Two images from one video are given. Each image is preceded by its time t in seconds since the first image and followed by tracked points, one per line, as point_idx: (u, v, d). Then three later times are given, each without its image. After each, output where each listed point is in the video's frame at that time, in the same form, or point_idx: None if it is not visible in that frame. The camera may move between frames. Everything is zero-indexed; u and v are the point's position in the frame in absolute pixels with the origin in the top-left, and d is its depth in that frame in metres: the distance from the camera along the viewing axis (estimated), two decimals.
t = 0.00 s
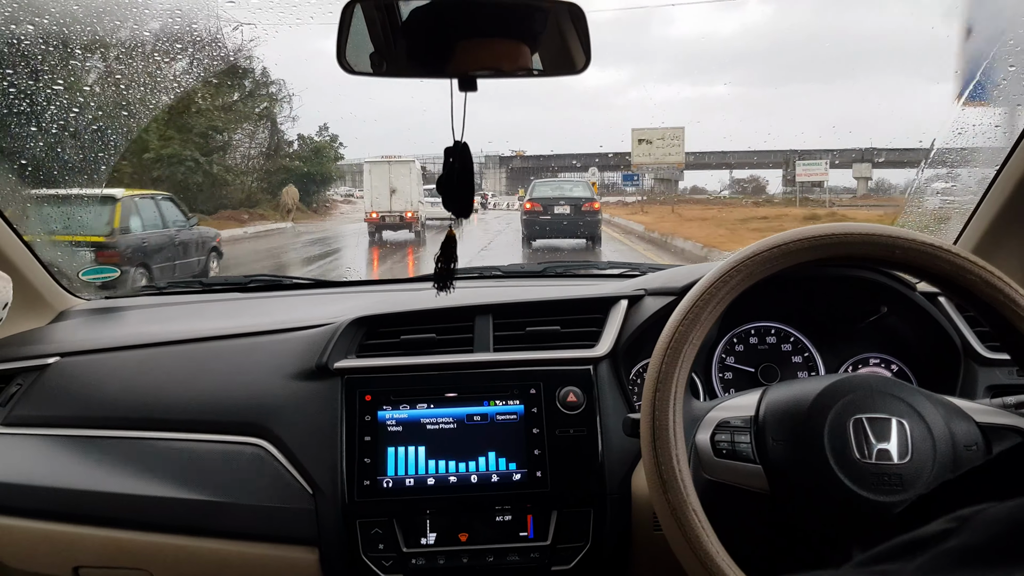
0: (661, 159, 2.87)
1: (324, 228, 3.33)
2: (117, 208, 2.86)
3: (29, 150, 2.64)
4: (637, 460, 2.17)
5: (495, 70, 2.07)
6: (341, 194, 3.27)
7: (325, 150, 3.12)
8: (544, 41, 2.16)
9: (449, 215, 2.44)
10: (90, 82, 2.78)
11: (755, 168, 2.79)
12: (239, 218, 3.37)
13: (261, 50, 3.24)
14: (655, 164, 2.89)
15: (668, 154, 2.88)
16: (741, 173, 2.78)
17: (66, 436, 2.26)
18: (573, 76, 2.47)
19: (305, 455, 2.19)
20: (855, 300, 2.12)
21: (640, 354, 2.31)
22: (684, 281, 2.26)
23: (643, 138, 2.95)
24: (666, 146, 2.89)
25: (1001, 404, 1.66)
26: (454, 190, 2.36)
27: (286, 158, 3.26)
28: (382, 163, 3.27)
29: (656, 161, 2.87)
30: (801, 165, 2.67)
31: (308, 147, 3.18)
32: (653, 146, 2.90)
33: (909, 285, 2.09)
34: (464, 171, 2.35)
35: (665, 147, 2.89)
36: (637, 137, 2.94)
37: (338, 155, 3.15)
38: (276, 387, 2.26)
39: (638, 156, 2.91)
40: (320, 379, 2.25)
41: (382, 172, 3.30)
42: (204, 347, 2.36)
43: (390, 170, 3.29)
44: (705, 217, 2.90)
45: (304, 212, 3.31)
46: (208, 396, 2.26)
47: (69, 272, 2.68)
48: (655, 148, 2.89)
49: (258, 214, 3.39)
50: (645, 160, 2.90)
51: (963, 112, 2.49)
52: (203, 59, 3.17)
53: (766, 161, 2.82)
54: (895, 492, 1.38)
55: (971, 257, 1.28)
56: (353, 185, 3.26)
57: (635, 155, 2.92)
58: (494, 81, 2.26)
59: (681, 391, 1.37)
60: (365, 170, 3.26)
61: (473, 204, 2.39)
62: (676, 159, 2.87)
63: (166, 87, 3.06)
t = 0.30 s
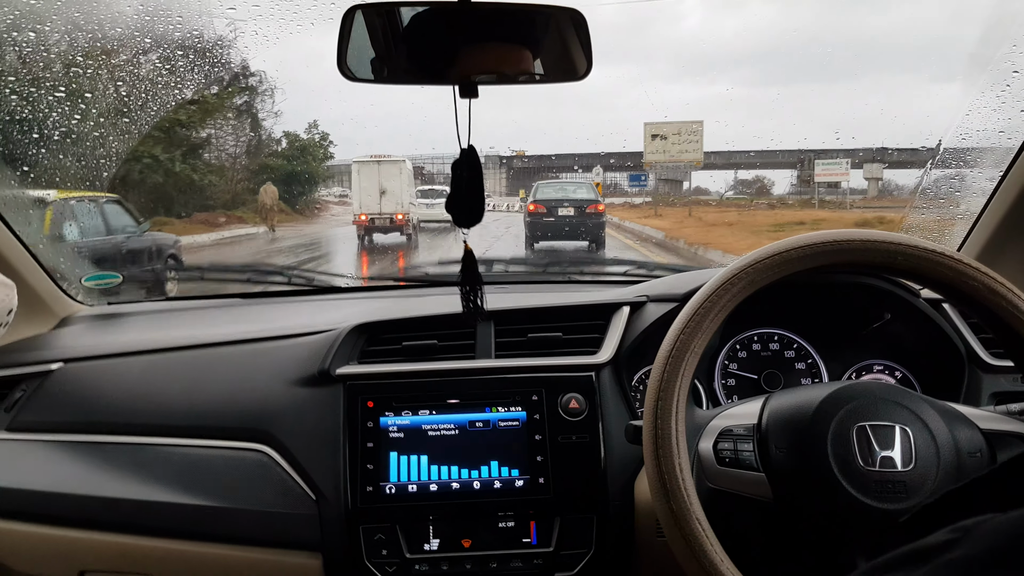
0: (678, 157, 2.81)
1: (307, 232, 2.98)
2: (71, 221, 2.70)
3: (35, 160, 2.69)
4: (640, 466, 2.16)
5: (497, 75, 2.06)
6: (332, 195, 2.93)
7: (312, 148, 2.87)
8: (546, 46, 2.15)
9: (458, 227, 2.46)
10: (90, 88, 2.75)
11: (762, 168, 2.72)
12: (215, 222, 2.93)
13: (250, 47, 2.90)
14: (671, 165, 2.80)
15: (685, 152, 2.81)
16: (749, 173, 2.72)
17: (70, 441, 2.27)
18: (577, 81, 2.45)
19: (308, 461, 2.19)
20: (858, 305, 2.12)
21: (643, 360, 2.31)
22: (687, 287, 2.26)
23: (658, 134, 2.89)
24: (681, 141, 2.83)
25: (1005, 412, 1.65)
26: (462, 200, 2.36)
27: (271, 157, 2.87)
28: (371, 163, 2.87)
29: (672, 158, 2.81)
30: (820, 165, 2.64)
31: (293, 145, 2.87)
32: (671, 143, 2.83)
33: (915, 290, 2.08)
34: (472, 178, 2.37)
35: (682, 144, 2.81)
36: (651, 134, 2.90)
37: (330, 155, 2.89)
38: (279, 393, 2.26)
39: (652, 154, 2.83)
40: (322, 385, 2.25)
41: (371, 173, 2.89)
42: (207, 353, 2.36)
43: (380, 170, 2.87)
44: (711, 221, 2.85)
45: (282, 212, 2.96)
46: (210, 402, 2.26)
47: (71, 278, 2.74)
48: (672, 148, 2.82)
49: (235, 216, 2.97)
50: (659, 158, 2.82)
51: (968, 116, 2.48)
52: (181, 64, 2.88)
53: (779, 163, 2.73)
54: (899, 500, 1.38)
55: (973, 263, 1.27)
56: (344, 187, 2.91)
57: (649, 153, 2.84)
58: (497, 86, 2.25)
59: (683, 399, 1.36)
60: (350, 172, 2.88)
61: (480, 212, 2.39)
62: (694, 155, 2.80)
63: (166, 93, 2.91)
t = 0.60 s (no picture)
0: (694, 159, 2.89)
1: (296, 233, 3.21)
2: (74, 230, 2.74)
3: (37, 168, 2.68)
4: (643, 470, 2.16)
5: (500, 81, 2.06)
6: (326, 193, 3.10)
7: (301, 145, 3.09)
8: (548, 51, 2.15)
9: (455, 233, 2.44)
10: (93, 96, 2.70)
11: (770, 168, 2.78)
12: (184, 224, 3.09)
13: (251, 53, 2.92)
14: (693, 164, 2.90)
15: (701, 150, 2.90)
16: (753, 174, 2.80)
17: (73, 448, 2.27)
18: (579, 87, 2.45)
19: (311, 466, 2.20)
20: (862, 307, 2.13)
21: (647, 363, 2.30)
22: (690, 291, 2.26)
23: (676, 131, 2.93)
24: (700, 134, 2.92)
25: (1008, 414, 1.64)
26: (460, 203, 2.35)
27: (255, 155, 3.15)
28: (360, 160, 2.98)
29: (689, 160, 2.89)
30: (842, 164, 2.74)
31: (281, 142, 3.10)
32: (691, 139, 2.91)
33: (918, 293, 2.09)
34: (471, 182, 2.36)
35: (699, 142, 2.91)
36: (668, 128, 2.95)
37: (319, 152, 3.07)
38: (282, 398, 2.26)
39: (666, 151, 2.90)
40: (325, 391, 2.25)
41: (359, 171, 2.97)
42: (209, 358, 2.36)
43: (369, 169, 2.95)
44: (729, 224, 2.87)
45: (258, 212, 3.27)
46: (213, 409, 2.26)
47: (76, 286, 2.75)
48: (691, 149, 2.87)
49: (210, 219, 3.19)
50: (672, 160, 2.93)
51: (970, 118, 2.48)
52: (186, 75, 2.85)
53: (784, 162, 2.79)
54: (903, 502, 1.38)
55: (980, 267, 1.26)
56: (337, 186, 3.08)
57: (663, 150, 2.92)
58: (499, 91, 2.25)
59: (685, 403, 1.36)
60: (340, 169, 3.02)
61: (478, 217, 2.38)
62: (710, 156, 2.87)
63: (168, 101, 2.87)
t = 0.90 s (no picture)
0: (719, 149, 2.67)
1: (280, 235, 3.15)
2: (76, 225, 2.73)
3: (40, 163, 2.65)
4: (646, 466, 2.17)
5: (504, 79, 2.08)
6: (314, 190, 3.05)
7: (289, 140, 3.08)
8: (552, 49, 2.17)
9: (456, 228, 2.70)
10: (97, 92, 2.70)
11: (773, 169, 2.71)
12: (154, 226, 2.96)
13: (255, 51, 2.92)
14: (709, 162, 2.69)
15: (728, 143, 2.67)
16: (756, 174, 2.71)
17: (75, 444, 2.27)
18: (582, 84, 2.46)
19: (314, 463, 2.20)
20: (863, 305, 2.14)
21: (650, 360, 2.31)
22: (692, 288, 2.27)
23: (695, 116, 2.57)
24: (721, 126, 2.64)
25: (1010, 409, 1.66)
26: (462, 202, 2.59)
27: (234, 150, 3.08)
28: (348, 159, 2.91)
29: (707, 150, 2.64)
30: (860, 164, 2.61)
31: (265, 136, 3.08)
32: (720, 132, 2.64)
33: (919, 291, 2.10)
34: (472, 180, 2.60)
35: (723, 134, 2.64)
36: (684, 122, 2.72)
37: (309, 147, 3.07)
38: (285, 395, 2.27)
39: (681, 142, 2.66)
40: (329, 387, 2.26)
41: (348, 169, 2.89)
42: (212, 355, 2.37)
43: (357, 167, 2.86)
44: (758, 229, 2.74)
45: (234, 212, 3.18)
46: (216, 405, 2.27)
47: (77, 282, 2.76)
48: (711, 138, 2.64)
49: (181, 220, 3.04)
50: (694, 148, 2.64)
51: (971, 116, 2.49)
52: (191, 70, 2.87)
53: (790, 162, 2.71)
54: (906, 498, 1.38)
55: (981, 263, 1.28)
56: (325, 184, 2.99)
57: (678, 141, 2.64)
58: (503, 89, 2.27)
59: (690, 397, 1.37)
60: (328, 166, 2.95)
61: (480, 212, 2.65)
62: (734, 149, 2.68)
63: (173, 98, 2.89)
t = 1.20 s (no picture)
0: (744, 144, 2.72)
1: (257, 236, 3.16)
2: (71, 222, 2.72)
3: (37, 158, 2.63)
4: (646, 467, 2.16)
5: (506, 78, 2.08)
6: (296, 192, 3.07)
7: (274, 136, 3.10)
8: (555, 48, 2.16)
9: (463, 227, 2.44)
10: (95, 87, 2.68)
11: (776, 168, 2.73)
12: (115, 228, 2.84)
13: (257, 46, 2.92)
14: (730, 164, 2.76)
15: (752, 138, 2.72)
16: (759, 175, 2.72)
17: (70, 442, 2.25)
18: (584, 83, 2.46)
19: (311, 462, 2.18)
20: (863, 306, 2.13)
21: (651, 360, 2.30)
22: (692, 289, 2.26)
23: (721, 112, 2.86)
24: (749, 118, 2.79)
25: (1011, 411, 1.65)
26: (470, 195, 2.35)
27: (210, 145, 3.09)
28: (332, 156, 3.05)
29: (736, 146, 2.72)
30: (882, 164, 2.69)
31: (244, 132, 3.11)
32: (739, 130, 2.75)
33: (919, 292, 2.10)
34: (483, 178, 2.34)
35: (752, 128, 2.74)
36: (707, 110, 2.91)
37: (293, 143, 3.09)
38: (283, 393, 2.25)
39: (706, 137, 2.83)
40: (327, 386, 2.24)
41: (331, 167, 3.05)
42: (209, 353, 2.35)
43: (343, 163, 3.04)
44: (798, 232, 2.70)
45: (203, 213, 3.16)
46: (213, 404, 2.25)
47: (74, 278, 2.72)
48: (737, 133, 2.74)
49: (142, 222, 2.93)
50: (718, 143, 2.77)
51: (974, 118, 2.51)
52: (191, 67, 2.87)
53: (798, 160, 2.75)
54: (906, 499, 1.38)
55: (984, 265, 1.27)
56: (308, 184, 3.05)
57: (702, 135, 2.84)
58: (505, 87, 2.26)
59: (692, 397, 1.36)
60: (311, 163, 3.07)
61: (490, 210, 2.38)
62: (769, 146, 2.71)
63: (170, 95, 2.90)
